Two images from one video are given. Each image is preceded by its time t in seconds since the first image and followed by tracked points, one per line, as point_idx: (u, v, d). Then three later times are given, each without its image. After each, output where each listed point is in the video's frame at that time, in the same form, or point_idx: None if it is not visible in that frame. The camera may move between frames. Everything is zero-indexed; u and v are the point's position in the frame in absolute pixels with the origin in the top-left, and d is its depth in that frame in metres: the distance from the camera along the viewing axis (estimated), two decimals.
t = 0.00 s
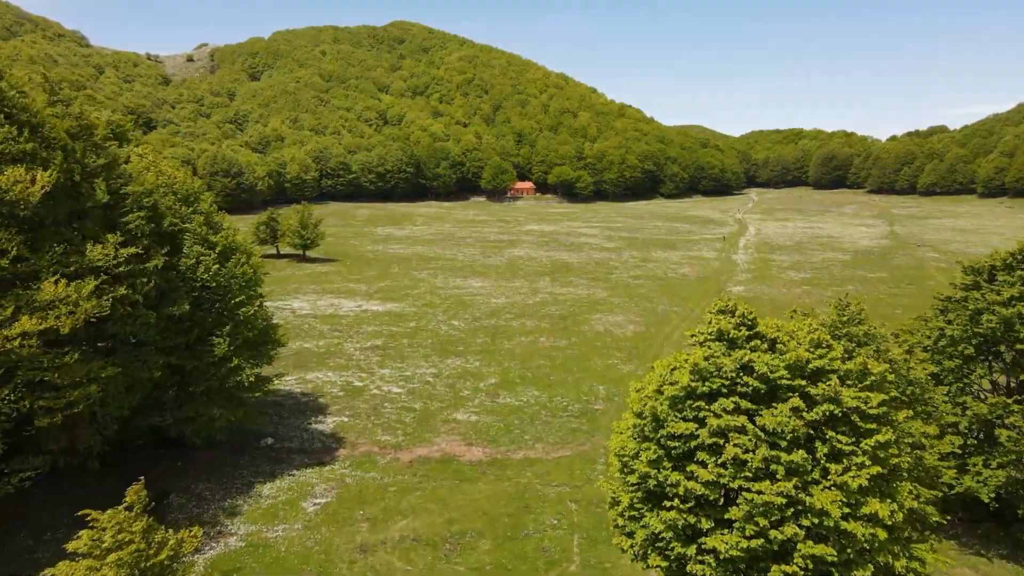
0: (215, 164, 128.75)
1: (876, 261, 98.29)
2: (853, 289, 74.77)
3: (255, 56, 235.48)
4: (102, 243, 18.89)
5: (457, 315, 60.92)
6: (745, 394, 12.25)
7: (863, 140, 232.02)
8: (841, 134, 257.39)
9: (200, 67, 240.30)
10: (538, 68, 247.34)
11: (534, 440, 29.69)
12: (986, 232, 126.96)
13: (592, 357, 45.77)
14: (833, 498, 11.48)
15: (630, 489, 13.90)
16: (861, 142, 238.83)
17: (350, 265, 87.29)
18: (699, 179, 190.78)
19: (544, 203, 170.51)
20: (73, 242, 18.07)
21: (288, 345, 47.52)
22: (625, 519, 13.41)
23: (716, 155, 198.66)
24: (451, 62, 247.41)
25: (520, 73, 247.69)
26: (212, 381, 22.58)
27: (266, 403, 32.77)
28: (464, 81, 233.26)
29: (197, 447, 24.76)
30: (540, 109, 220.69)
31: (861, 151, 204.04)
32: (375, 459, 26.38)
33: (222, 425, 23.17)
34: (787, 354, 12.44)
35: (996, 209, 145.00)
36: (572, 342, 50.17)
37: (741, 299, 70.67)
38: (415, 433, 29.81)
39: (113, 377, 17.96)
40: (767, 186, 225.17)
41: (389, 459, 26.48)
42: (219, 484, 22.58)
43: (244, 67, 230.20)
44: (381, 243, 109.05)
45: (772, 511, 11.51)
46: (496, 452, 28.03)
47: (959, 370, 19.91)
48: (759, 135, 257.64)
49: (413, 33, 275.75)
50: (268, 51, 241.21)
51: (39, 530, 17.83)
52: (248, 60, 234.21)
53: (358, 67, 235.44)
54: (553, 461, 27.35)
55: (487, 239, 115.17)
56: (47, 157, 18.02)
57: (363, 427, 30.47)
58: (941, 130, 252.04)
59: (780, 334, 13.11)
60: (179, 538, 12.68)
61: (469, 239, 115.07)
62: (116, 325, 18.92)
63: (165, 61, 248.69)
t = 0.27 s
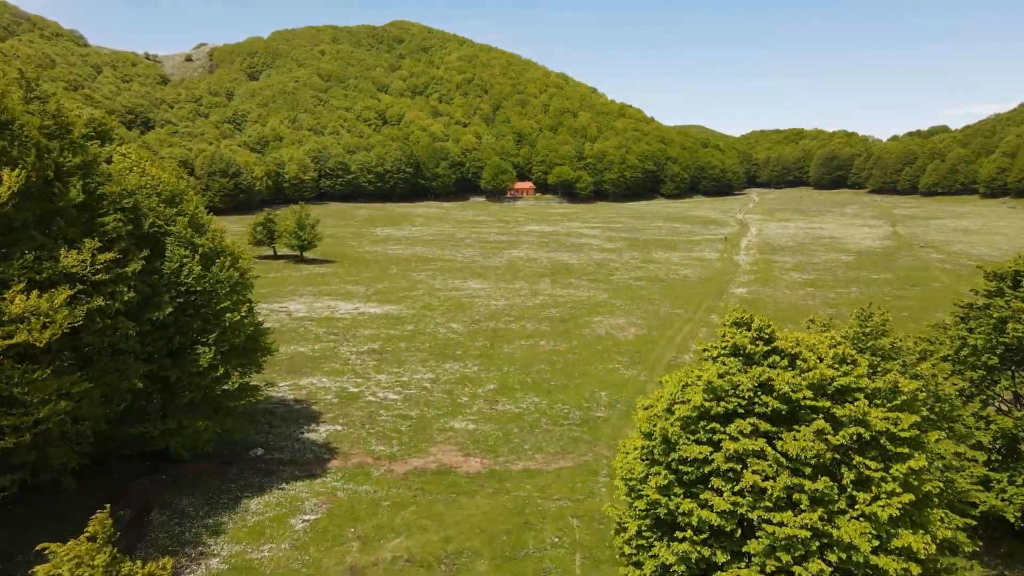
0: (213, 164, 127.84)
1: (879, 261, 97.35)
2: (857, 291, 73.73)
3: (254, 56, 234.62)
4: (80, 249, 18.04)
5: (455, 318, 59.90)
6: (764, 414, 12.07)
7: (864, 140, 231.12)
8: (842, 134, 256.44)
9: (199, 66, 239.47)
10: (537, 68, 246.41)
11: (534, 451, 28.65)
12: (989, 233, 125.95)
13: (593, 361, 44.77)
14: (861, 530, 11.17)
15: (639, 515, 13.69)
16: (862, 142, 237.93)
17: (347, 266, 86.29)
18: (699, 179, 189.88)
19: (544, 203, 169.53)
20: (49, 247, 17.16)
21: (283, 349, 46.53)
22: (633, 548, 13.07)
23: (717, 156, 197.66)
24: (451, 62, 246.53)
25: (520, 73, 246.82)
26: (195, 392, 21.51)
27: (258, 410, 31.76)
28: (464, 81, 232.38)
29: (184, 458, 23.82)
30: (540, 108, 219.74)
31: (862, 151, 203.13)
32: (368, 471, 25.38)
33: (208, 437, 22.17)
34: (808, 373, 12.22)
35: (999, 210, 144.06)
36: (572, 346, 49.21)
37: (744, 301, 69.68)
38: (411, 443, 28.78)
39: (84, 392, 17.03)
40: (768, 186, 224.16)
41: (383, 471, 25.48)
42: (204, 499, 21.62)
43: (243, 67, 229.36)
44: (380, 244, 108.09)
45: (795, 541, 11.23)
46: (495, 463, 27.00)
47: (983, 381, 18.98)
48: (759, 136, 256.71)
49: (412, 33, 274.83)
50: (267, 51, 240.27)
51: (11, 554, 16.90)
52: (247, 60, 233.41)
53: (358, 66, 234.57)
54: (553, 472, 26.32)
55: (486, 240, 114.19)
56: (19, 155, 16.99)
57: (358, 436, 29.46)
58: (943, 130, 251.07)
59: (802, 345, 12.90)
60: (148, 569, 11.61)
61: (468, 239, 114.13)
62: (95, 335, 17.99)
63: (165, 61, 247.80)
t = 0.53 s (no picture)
0: (211, 164, 126.84)
1: (883, 263, 96.36)
2: (861, 293, 72.70)
3: (253, 55, 234.15)
4: (51, 255, 17.04)
5: (454, 321, 58.86)
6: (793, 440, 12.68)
7: (865, 140, 230.04)
8: (843, 134, 255.31)
9: (198, 66, 238.48)
10: (538, 68, 245.42)
11: (534, 462, 27.53)
12: (993, 234, 124.88)
13: (594, 367, 43.73)
14: (897, 568, 11.87)
15: (651, 547, 14.70)
16: (864, 142, 236.90)
17: (345, 268, 85.27)
18: (699, 179, 188.91)
19: (544, 204, 168.47)
20: (16, 252, 16.21)
21: (277, 353, 45.53)
22: None
23: (718, 155, 196.60)
24: (451, 61, 245.19)
25: (520, 73, 245.78)
26: (179, 404, 20.36)
27: (249, 419, 30.67)
28: (464, 80, 231.15)
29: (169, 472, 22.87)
30: (540, 108, 218.60)
31: (864, 151, 202.19)
32: (362, 485, 24.33)
33: (192, 452, 21.02)
34: (836, 398, 12.77)
35: (1002, 211, 143.07)
36: (573, 350, 48.21)
37: (747, 303, 68.63)
38: (406, 455, 27.64)
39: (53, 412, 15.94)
40: (769, 186, 223.36)
41: (377, 485, 24.45)
42: (187, 516, 20.61)
43: (242, 67, 228.40)
44: (378, 244, 107.08)
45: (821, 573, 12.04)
46: (493, 476, 25.94)
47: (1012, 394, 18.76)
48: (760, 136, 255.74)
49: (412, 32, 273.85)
50: (266, 50, 239.55)
51: None
52: (246, 60, 232.46)
53: (357, 66, 233.60)
54: (554, 485, 25.23)
55: (485, 241, 113.19)
56: None
57: (352, 446, 28.41)
58: (945, 130, 249.89)
59: (826, 363, 13.59)
60: None
61: (468, 240, 113.13)
62: (70, 345, 16.97)
63: (164, 61, 246.96)
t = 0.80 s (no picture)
0: (209, 164, 125.70)
1: (887, 264, 95.24)
2: (866, 295, 71.48)
3: (251, 55, 233.08)
4: (16, 260, 15.88)
5: (453, 324, 57.70)
6: (829, 470, 13.13)
7: (867, 140, 228.86)
8: (844, 134, 254.15)
9: (196, 66, 237.33)
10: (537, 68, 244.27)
11: (535, 476, 26.37)
12: (997, 234, 123.68)
13: (596, 372, 42.60)
14: None
15: None
16: (865, 142, 235.73)
17: (343, 269, 84.16)
18: (700, 179, 187.77)
19: (544, 205, 167.34)
20: None
21: (272, 359, 44.37)
22: None
23: (719, 155, 195.36)
24: (450, 61, 243.94)
25: (519, 73, 244.63)
26: (161, 419, 19.24)
27: (237, 429, 29.48)
28: (463, 80, 229.87)
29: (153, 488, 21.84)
30: (539, 108, 217.34)
31: (865, 151, 201.03)
32: (354, 501, 23.17)
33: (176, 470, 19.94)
34: (873, 429, 13.23)
35: (1005, 211, 141.94)
36: (575, 355, 47.06)
37: (751, 305, 67.46)
38: (401, 467, 26.43)
39: (13, 431, 14.61)
40: (770, 186, 222.23)
41: (370, 500, 23.32)
42: (169, 537, 19.57)
43: (240, 67, 227.24)
44: (376, 245, 105.95)
45: None
46: (492, 490, 24.80)
47: None
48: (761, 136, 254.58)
49: (411, 32, 272.76)
50: (265, 50, 238.49)
51: None
52: (244, 60, 231.35)
53: (356, 66, 232.48)
54: (556, 501, 24.07)
55: (485, 242, 112.05)
56: None
57: (345, 458, 27.26)
58: (946, 129, 248.79)
59: (860, 389, 14.13)
60: None
61: (467, 241, 111.97)
62: (33, 357, 15.76)
63: (162, 61, 245.91)
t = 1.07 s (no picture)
0: (206, 165, 124.61)
1: (892, 265, 94.07)
2: (871, 297, 70.29)
3: (250, 54, 232.25)
4: None
5: (451, 327, 56.55)
6: (875, 513, 12.50)
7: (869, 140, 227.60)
8: (846, 134, 252.93)
9: (195, 65, 236.26)
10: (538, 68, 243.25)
11: (535, 491, 25.19)
12: (1001, 235, 122.40)
13: (598, 379, 41.28)
14: None
15: None
16: (867, 142, 234.51)
17: (341, 271, 83.06)
18: (702, 179, 186.58)
19: (544, 205, 166.19)
20: None
21: (265, 364, 43.16)
22: None
23: (720, 155, 194.25)
24: (450, 61, 242.87)
25: (520, 72, 243.37)
26: (140, 435, 18.09)
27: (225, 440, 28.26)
28: (463, 80, 228.74)
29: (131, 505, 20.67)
30: (539, 108, 216.13)
31: (867, 151, 199.87)
32: (346, 519, 21.99)
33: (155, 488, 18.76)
34: (929, 467, 12.52)
35: (1008, 212, 140.71)
36: (575, 361, 45.85)
37: (755, 308, 66.26)
38: (395, 481, 25.23)
39: None
40: (771, 186, 221.03)
41: (362, 518, 22.13)
42: (146, 560, 18.40)
43: (239, 66, 226.29)
44: (375, 247, 104.79)
45: None
46: (491, 507, 23.57)
47: None
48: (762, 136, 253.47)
49: (411, 32, 271.76)
50: (264, 50, 237.62)
51: None
52: (243, 59, 230.27)
53: (355, 65, 231.50)
54: (557, 518, 22.90)
55: (485, 243, 110.93)
56: None
57: (337, 471, 26.04)
58: (948, 129, 247.48)
59: (908, 421, 13.56)
60: None
61: (467, 242, 110.81)
62: None
63: (161, 60, 245.13)
